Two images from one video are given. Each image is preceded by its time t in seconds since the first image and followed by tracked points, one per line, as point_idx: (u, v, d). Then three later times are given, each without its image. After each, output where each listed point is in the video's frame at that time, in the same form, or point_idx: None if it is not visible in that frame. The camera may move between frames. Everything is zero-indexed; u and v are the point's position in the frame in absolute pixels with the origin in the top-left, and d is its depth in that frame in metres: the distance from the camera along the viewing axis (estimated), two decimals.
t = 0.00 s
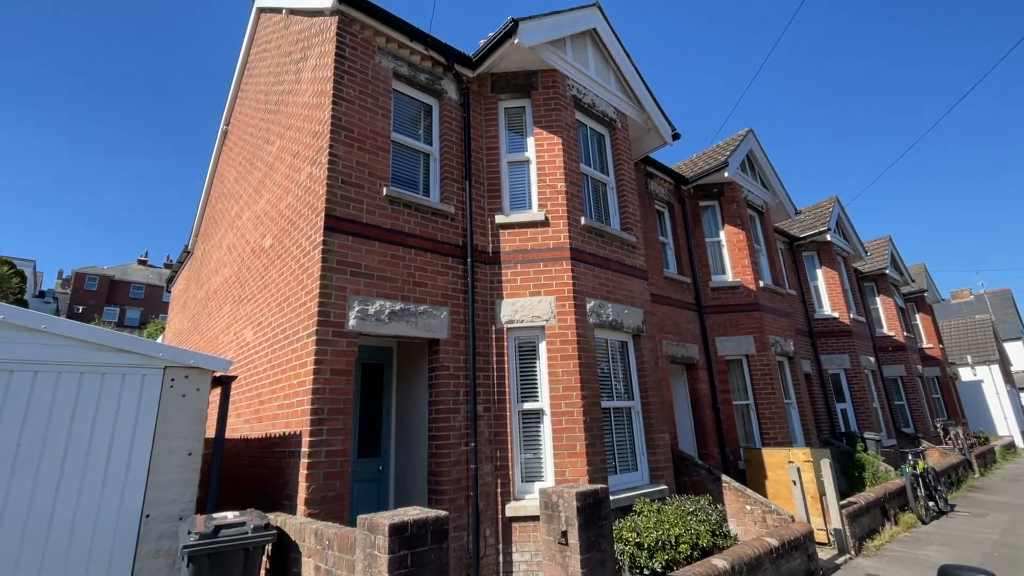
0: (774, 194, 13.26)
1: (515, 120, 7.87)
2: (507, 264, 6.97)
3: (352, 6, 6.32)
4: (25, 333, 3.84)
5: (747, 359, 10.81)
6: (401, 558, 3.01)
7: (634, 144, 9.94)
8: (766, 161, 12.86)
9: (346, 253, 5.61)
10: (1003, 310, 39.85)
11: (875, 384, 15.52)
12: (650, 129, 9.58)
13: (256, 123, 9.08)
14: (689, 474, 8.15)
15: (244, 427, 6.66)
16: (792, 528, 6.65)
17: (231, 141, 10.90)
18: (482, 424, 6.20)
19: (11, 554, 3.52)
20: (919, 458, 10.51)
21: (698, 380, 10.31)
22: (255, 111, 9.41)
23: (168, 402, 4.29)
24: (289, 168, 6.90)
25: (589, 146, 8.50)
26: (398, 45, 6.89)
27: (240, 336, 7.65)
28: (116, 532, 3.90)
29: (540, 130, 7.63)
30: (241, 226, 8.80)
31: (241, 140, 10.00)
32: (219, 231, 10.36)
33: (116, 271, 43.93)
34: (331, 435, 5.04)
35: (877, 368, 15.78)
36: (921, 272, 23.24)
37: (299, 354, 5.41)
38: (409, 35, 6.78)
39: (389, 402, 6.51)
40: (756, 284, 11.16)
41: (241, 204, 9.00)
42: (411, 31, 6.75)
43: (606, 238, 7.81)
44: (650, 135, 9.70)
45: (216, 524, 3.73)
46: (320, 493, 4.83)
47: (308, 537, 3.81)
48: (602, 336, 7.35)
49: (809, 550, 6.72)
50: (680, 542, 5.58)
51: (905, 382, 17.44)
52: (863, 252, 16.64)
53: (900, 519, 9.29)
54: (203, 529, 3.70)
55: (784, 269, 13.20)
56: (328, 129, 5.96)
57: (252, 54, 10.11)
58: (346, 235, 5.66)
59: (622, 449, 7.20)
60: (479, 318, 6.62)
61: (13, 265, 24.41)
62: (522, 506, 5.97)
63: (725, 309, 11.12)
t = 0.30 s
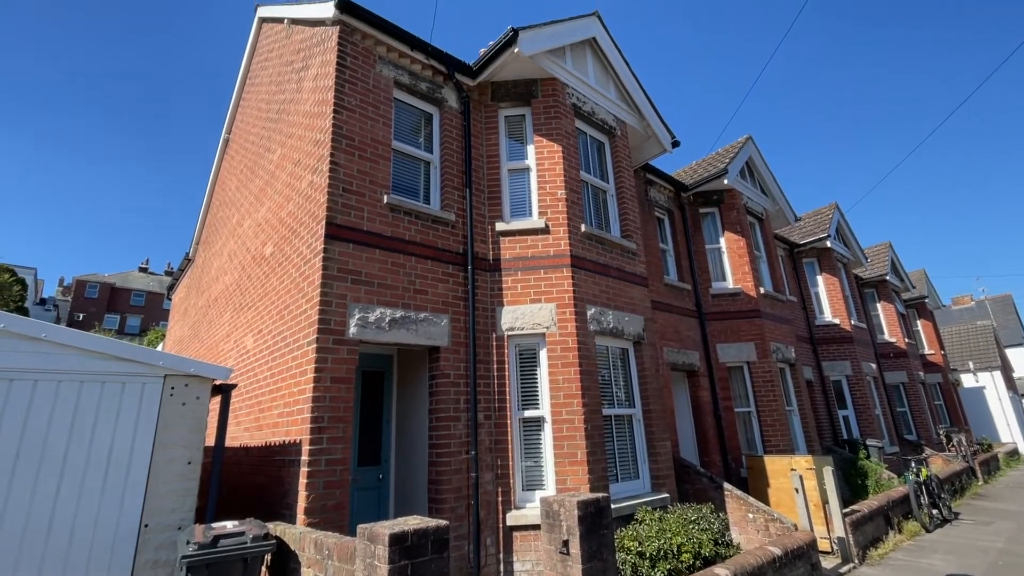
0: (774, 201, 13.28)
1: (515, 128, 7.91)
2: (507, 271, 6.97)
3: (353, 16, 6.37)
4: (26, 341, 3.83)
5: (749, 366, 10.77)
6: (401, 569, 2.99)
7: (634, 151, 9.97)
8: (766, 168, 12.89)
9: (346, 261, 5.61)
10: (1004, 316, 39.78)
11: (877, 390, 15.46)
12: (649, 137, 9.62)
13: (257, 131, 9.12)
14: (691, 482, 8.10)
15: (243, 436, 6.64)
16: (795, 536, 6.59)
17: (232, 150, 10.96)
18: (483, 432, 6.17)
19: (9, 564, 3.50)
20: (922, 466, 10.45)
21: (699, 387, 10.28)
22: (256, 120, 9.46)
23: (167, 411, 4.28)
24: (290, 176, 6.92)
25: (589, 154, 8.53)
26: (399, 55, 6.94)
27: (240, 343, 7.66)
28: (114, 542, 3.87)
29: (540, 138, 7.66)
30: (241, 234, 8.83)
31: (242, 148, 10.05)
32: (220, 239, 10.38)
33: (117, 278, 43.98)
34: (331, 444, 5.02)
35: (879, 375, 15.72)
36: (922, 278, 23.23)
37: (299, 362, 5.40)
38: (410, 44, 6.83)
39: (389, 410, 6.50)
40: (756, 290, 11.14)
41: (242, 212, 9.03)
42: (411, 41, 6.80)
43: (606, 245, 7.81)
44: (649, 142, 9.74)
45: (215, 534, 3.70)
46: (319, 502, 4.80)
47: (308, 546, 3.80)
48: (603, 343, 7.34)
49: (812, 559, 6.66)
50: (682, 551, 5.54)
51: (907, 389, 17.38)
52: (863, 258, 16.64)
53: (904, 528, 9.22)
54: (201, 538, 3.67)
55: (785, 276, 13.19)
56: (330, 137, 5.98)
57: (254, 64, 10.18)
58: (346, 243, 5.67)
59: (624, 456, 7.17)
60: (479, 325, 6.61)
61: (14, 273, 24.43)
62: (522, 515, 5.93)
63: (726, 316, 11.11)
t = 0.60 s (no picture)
0: (774, 205, 13.29)
1: (515, 133, 7.93)
2: (507, 276, 6.97)
3: (353, 22, 6.39)
4: (26, 346, 3.83)
5: (749, 370, 10.74)
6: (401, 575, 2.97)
7: (634, 156, 9.99)
8: (766, 173, 12.90)
9: (347, 265, 5.61)
10: (1005, 320, 39.73)
11: (878, 395, 15.42)
12: (649, 142, 9.64)
13: (259, 136, 9.14)
14: (692, 488, 8.07)
15: (243, 441, 6.61)
16: (797, 542, 6.56)
17: (233, 155, 10.98)
18: (483, 437, 6.15)
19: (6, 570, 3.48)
20: (925, 471, 10.42)
21: (700, 392, 10.25)
22: (257, 126, 9.48)
23: (167, 417, 4.27)
24: (291, 181, 6.93)
25: (589, 158, 8.54)
26: (399, 61, 6.97)
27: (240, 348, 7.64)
28: (113, 548, 3.85)
29: (540, 143, 7.68)
30: (242, 239, 8.84)
31: (243, 153, 10.07)
32: (220, 244, 10.39)
33: (118, 283, 44.01)
34: (331, 450, 5.01)
35: (881, 379, 15.69)
36: (922, 282, 23.23)
37: (299, 368, 5.39)
38: (410, 50, 6.86)
39: (389, 415, 6.48)
40: (756, 294, 11.13)
41: (243, 217, 9.03)
42: (412, 47, 6.83)
43: (606, 249, 7.81)
44: (649, 147, 9.76)
45: (214, 540, 3.68)
46: (319, 508, 4.78)
47: (307, 552, 3.78)
48: (603, 348, 7.32)
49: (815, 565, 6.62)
50: (683, 557, 5.50)
51: (909, 393, 17.34)
52: (863, 262, 16.65)
53: (907, 533, 9.17)
54: (200, 545, 3.64)
55: (785, 281, 13.19)
56: (330, 143, 6.00)
57: (255, 69, 10.22)
58: (347, 248, 5.67)
59: (625, 461, 7.14)
60: (479, 330, 6.61)
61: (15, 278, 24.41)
62: (523, 521, 5.90)
63: (727, 320, 11.10)
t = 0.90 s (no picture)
0: (774, 208, 13.30)
1: (515, 136, 7.93)
2: (507, 279, 6.97)
3: (354, 25, 6.40)
4: (26, 348, 3.82)
5: (750, 373, 10.72)
6: None
7: (634, 159, 9.99)
8: (766, 175, 12.91)
9: (347, 268, 5.61)
10: (1006, 323, 39.71)
11: (879, 398, 15.40)
12: (649, 144, 9.65)
13: (260, 140, 9.15)
14: (693, 491, 8.05)
15: (243, 444, 6.60)
16: (798, 545, 6.53)
17: (234, 158, 11.00)
18: (483, 440, 6.13)
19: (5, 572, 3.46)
20: (927, 474, 10.40)
21: (701, 395, 10.23)
22: (258, 129, 9.49)
23: (167, 420, 4.26)
24: (291, 184, 6.93)
25: (589, 161, 8.55)
26: (399, 64, 6.99)
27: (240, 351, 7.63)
28: (112, 552, 3.84)
29: (540, 146, 7.69)
30: (242, 242, 8.84)
31: (244, 156, 10.07)
32: (220, 247, 10.39)
33: (119, 286, 44.04)
34: (331, 453, 5.00)
35: (881, 382, 15.66)
36: (922, 284, 23.20)
37: (299, 370, 5.39)
38: (411, 54, 6.87)
39: (389, 418, 6.46)
40: (756, 297, 11.10)
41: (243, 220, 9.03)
42: (412, 50, 6.84)
43: (606, 252, 7.81)
44: (649, 150, 9.77)
45: (214, 544, 3.66)
46: (319, 511, 4.77)
47: (307, 556, 3.76)
48: (604, 350, 7.31)
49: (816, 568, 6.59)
50: (684, 561, 5.49)
51: (910, 396, 17.31)
52: (864, 265, 16.64)
53: (909, 536, 9.13)
54: (199, 549, 3.62)
55: (785, 284, 13.18)
56: (330, 145, 6.00)
57: (256, 73, 10.23)
58: (347, 250, 5.67)
59: (625, 464, 7.12)
60: (479, 333, 6.60)
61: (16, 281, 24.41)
62: (523, 524, 5.87)
63: (727, 323, 11.09)
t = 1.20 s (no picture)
0: (774, 209, 13.29)
1: (515, 137, 7.94)
2: (508, 280, 6.97)
3: (354, 27, 6.41)
4: (26, 349, 3.81)
5: (750, 374, 10.72)
6: None
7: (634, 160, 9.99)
8: (766, 176, 12.91)
9: (348, 269, 5.61)
10: (1006, 324, 39.72)
11: (879, 399, 15.39)
12: (649, 145, 9.65)
13: (260, 141, 9.16)
14: (694, 492, 8.03)
15: (243, 445, 6.60)
16: (799, 547, 6.52)
17: (234, 159, 11.01)
18: (483, 441, 6.13)
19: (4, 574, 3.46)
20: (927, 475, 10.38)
21: (701, 397, 10.22)
22: (258, 130, 9.50)
23: (167, 421, 4.26)
24: (291, 186, 6.94)
25: (589, 162, 8.56)
26: (399, 65, 7.00)
27: (241, 352, 7.63)
28: (112, 554, 3.84)
29: (540, 147, 7.69)
30: (242, 243, 8.85)
31: (244, 157, 10.07)
32: (221, 248, 10.40)
33: (119, 287, 44.04)
34: (331, 454, 4.99)
35: (882, 383, 15.64)
36: (923, 285, 23.18)
37: (299, 371, 5.39)
38: (411, 55, 6.88)
39: (389, 419, 6.46)
40: (756, 299, 11.10)
41: (244, 221, 9.04)
42: (412, 52, 6.85)
43: (606, 253, 7.80)
44: (650, 151, 9.77)
45: (214, 545, 3.65)
46: (319, 513, 4.76)
47: (307, 557, 3.76)
48: (604, 352, 7.30)
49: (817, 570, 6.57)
50: (685, 562, 5.48)
51: (910, 397, 17.29)
52: (864, 266, 16.63)
53: (910, 538, 9.12)
54: (199, 550, 3.61)
55: (786, 285, 13.16)
56: (331, 147, 6.01)
57: (256, 74, 10.25)
58: (347, 251, 5.67)
59: (625, 465, 7.11)
60: (479, 334, 6.60)
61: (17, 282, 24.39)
62: (523, 526, 5.86)
63: (727, 324, 11.09)
